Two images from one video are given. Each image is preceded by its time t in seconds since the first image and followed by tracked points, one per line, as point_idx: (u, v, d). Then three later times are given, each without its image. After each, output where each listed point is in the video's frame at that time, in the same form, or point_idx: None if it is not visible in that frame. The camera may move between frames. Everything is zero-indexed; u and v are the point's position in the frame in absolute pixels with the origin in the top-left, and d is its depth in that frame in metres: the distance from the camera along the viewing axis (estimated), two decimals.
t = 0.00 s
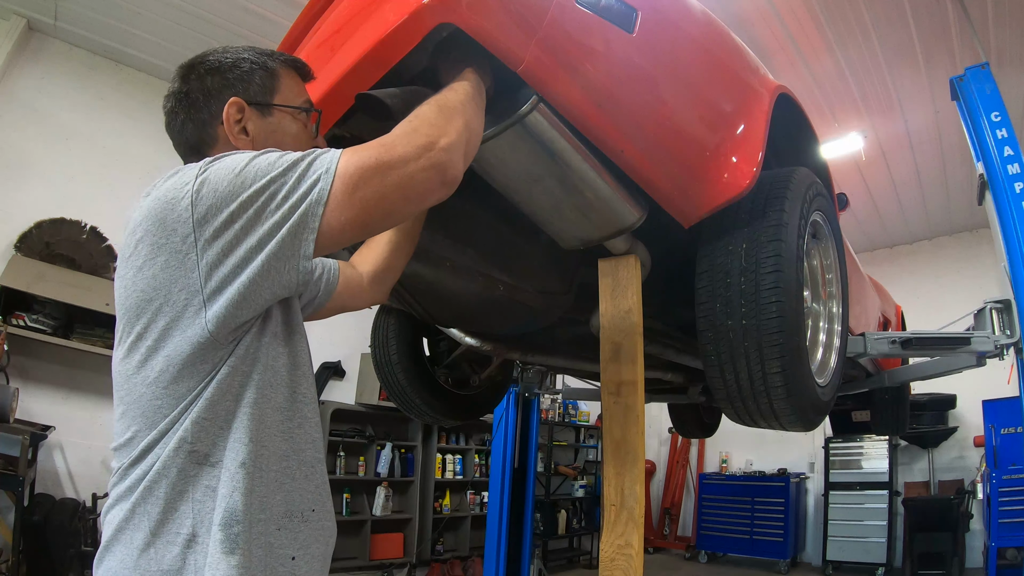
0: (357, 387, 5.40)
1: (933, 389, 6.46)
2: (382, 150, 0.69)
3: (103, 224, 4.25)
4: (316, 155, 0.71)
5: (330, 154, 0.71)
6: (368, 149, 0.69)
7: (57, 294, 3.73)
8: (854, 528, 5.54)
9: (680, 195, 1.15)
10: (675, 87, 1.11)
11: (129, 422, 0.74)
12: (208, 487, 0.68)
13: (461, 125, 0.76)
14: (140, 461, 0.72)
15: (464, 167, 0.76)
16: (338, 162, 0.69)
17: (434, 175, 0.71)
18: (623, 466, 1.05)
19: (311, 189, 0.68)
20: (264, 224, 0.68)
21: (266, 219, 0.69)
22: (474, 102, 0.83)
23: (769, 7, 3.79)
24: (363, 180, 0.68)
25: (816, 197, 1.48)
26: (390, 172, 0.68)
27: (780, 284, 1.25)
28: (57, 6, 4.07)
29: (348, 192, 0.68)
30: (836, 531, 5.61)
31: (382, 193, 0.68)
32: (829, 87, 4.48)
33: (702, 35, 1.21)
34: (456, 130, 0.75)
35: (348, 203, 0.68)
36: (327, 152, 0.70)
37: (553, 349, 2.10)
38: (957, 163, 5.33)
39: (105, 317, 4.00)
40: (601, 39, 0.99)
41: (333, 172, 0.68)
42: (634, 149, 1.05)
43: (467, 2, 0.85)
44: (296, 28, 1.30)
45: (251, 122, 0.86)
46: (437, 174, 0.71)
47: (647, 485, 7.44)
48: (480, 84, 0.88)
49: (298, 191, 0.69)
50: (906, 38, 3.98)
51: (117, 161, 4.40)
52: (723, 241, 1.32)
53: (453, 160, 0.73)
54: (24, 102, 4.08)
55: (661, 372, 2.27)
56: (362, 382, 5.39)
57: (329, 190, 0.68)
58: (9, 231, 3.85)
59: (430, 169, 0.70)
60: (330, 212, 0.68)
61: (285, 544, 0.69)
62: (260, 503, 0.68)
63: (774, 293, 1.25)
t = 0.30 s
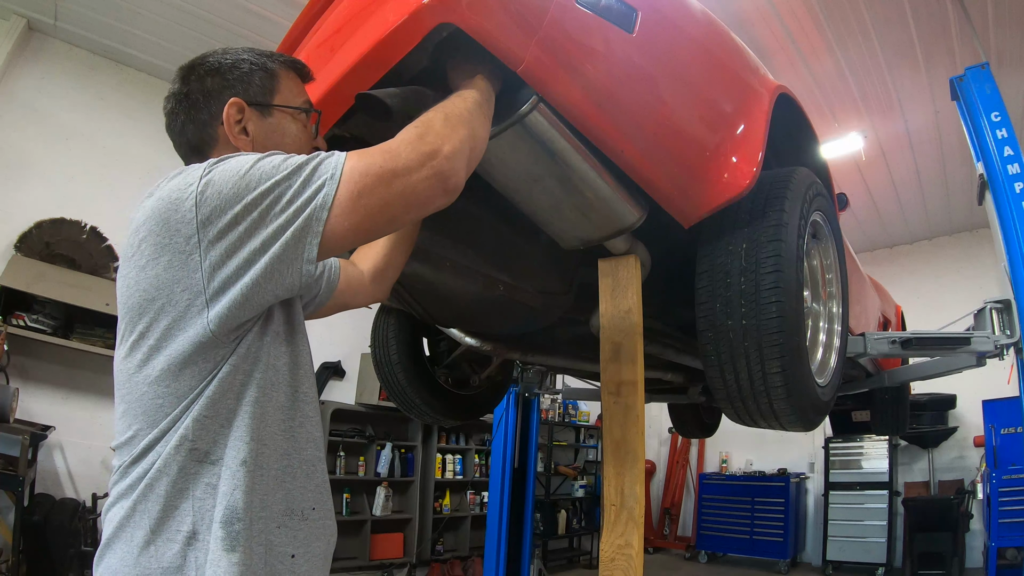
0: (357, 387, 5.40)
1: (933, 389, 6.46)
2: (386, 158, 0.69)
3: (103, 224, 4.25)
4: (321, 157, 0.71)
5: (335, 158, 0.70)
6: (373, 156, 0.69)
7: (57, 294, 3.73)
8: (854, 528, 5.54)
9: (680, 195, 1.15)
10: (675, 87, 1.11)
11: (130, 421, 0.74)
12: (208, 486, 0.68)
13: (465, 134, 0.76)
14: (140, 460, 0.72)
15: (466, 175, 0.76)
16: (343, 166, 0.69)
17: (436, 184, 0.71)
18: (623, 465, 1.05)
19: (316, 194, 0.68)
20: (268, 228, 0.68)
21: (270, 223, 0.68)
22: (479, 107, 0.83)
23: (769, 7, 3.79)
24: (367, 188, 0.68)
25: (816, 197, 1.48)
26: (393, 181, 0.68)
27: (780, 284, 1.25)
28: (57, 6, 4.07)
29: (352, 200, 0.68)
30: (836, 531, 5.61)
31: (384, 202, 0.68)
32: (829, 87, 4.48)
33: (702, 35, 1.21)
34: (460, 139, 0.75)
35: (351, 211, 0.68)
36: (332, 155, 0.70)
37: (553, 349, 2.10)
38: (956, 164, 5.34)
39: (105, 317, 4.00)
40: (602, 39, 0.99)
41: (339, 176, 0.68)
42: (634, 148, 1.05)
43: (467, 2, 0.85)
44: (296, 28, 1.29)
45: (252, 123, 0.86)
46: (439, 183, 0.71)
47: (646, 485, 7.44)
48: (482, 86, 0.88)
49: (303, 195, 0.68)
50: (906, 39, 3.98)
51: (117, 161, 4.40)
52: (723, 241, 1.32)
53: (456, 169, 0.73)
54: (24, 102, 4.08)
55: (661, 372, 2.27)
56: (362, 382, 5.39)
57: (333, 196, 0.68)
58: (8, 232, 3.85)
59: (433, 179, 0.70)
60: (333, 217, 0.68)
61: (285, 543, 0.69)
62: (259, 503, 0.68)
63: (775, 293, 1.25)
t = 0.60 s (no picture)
0: (357, 387, 5.40)
1: (933, 389, 6.46)
2: (387, 163, 0.69)
3: (103, 224, 4.25)
4: (322, 161, 0.71)
5: (336, 163, 0.70)
6: (375, 161, 0.69)
7: (57, 294, 3.73)
8: (854, 529, 5.54)
9: (680, 195, 1.15)
10: (675, 87, 1.11)
11: (128, 420, 0.74)
12: (205, 484, 0.68)
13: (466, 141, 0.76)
14: (138, 458, 0.72)
15: (467, 181, 0.76)
16: (344, 170, 0.69)
17: (436, 191, 0.71)
18: (622, 464, 1.05)
19: (317, 198, 0.68)
20: (268, 229, 0.68)
21: (270, 225, 0.68)
22: (478, 110, 0.83)
23: (769, 6, 3.78)
24: (367, 193, 0.68)
25: (816, 197, 1.48)
26: (393, 187, 0.68)
27: (780, 285, 1.25)
28: (57, 6, 4.07)
29: (352, 205, 0.68)
30: (837, 531, 5.61)
31: (385, 207, 0.68)
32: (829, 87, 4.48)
33: (702, 35, 1.21)
34: (461, 145, 0.75)
35: (350, 215, 0.67)
36: (333, 159, 0.70)
37: (553, 349, 2.10)
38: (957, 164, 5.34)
39: (105, 317, 4.00)
40: (601, 39, 0.99)
41: (339, 181, 0.68)
42: (634, 149, 1.05)
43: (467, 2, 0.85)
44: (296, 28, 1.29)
45: (252, 123, 0.86)
46: (439, 189, 0.71)
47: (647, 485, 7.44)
48: (481, 86, 0.88)
49: (303, 197, 0.68)
50: (906, 38, 3.98)
51: (117, 161, 4.40)
52: (723, 241, 1.32)
53: (456, 175, 0.73)
54: (23, 102, 4.08)
55: (661, 372, 2.27)
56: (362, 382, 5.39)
57: (334, 200, 0.68)
58: (8, 231, 3.85)
59: (433, 185, 0.70)
60: (334, 221, 0.68)
61: (283, 542, 0.69)
62: (258, 503, 0.67)
63: (775, 293, 1.25)
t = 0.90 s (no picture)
0: (357, 387, 5.40)
1: (933, 389, 6.46)
2: (386, 166, 0.69)
3: (104, 224, 4.26)
4: (321, 164, 0.71)
5: (336, 166, 0.70)
6: (374, 164, 0.69)
7: (57, 294, 3.73)
8: (854, 529, 5.53)
9: (680, 195, 1.15)
10: (675, 88, 1.11)
11: (127, 422, 0.74)
12: (205, 487, 0.68)
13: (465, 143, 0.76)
14: (137, 461, 0.71)
15: (466, 184, 0.76)
16: (343, 173, 0.69)
17: (435, 193, 0.71)
18: (622, 465, 1.05)
19: (316, 201, 0.68)
20: (267, 232, 0.68)
21: (269, 228, 0.68)
22: (478, 111, 0.83)
23: (769, 7, 3.79)
24: (366, 196, 0.68)
25: (816, 197, 1.48)
26: (392, 189, 0.68)
27: (780, 284, 1.25)
28: (57, 6, 4.07)
29: (351, 208, 0.67)
30: (837, 531, 5.61)
31: (384, 210, 0.68)
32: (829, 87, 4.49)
33: (702, 36, 1.21)
34: (461, 148, 0.75)
35: (350, 218, 0.67)
36: (332, 162, 0.70)
37: (553, 349, 2.10)
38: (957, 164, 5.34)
39: (105, 317, 4.00)
40: (602, 39, 0.99)
41: (339, 184, 0.68)
42: (634, 149, 1.05)
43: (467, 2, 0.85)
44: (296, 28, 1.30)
45: (252, 123, 0.86)
46: (438, 191, 0.71)
47: (647, 485, 7.44)
48: (480, 87, 0.88)
49: (302, 201, 0.68)
50: (906, 39, 3.98)
51: (117, 162, 4.40)
52: (723, 242, 1.32)
53: (456, 178, 0.73)
54: (23, 102, 4.07)
55: (661, 372, 2.27)
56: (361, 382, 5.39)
57: (333, 204, 0.68)
58: (8, 231, 3.85)
59: (432, 187, 0.70)
60: (333, 225, 0.68)
61: (283, 545, 0.69)
62: (257, 504, 0.67)
63: (775, 293, 1.25)
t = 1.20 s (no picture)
0: (357, 387, 5.40)
1: (933, 389, 6.46)
2: (385, 165, 0.69)
3: (103, 224, 4.26)
4: (321, 165, 0.71)
5: (335, 166, 0.70)
6: (374, 164, 0.69)
7: (57, 294, 3.73)
8: (854, 528, 5.53)
9: (680, 195, 1.15)
10: (675, 88, 1.11)
11: (128, 424, 0.74)
12: (207, 489, 0.68)
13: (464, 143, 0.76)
14: (140, 463, 0.71)
15: (465, 184, 0.75)
16: (343, 173, 0.69)
17: (434, 192, 0.71)
18: (622, 465, 1.05)
19: (316, 202, 0.68)
20: (267, 233, 0.68)
21: (269, 229, 0.68)
22: (479, 112, 0.83)
23: (769, 7, 3.79)
24: (366, 195, 0.68)
25: (816, 197, 1.48)
26: (391, 189, 0.68)
27: (780, 284, 1.25)
28: (57, 6, 4.07)
29: (351, 207, 0.67)
30: (837, 531, 5.61)
31: (383, 209, 0.68)
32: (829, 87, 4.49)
33: (702, 36, 1.21)
34: (460, 147, 0.75)
35: (350, 218, 0.67)
36: (332, 162, 0.70)
37: (553, 349, 2.10)
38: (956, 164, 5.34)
39: (105, 317, 4.00)
40: (601, 39, 0.99)
41: (338, 184, 0.68)
42: (634, 149, 1.05)
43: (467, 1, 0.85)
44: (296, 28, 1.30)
45: (252, 121, 0.86)
46: (437, 191, 0.71)
47: (647, 485, 7.44)
48: (479, 86, 0.88)
49: (302, 201, 0.68)
50: (906, 39, 3.98)
51: (117, 162, 4.40)
52: (723, 241, 1.32)
53: (455, 177, 0.73)
54: (22, 102, 4.07)
55: (661, 372, 2.27)
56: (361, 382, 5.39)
57: (333, 204, 0.68)
58: (8, 231, 3.85)
59: (431, 186, 0.70)
60: (333, 224, 0.68)
61: (284, 546, 0.69)
62: (258, 506, 0.68)
63: (774, 293, 1.25)
